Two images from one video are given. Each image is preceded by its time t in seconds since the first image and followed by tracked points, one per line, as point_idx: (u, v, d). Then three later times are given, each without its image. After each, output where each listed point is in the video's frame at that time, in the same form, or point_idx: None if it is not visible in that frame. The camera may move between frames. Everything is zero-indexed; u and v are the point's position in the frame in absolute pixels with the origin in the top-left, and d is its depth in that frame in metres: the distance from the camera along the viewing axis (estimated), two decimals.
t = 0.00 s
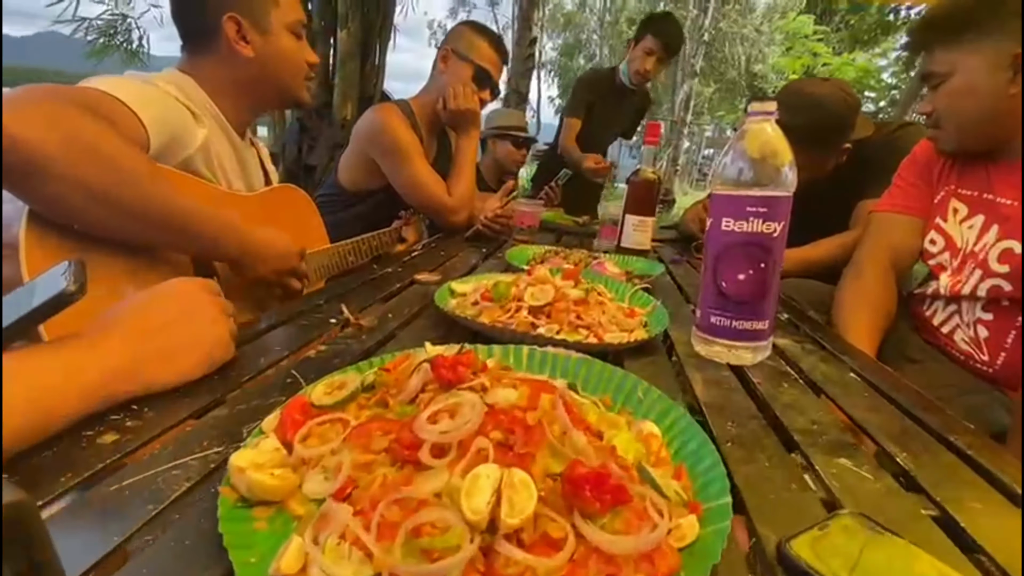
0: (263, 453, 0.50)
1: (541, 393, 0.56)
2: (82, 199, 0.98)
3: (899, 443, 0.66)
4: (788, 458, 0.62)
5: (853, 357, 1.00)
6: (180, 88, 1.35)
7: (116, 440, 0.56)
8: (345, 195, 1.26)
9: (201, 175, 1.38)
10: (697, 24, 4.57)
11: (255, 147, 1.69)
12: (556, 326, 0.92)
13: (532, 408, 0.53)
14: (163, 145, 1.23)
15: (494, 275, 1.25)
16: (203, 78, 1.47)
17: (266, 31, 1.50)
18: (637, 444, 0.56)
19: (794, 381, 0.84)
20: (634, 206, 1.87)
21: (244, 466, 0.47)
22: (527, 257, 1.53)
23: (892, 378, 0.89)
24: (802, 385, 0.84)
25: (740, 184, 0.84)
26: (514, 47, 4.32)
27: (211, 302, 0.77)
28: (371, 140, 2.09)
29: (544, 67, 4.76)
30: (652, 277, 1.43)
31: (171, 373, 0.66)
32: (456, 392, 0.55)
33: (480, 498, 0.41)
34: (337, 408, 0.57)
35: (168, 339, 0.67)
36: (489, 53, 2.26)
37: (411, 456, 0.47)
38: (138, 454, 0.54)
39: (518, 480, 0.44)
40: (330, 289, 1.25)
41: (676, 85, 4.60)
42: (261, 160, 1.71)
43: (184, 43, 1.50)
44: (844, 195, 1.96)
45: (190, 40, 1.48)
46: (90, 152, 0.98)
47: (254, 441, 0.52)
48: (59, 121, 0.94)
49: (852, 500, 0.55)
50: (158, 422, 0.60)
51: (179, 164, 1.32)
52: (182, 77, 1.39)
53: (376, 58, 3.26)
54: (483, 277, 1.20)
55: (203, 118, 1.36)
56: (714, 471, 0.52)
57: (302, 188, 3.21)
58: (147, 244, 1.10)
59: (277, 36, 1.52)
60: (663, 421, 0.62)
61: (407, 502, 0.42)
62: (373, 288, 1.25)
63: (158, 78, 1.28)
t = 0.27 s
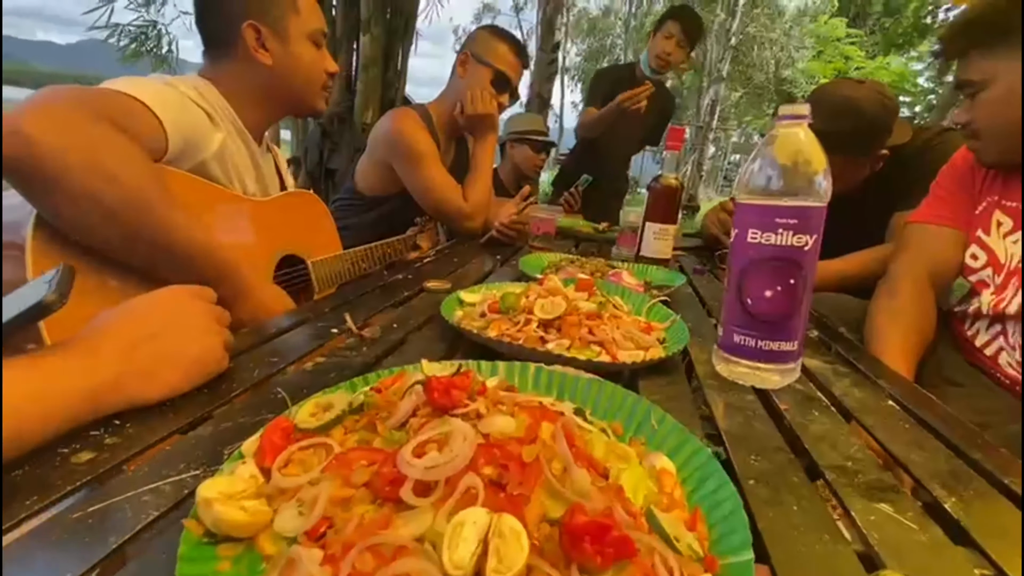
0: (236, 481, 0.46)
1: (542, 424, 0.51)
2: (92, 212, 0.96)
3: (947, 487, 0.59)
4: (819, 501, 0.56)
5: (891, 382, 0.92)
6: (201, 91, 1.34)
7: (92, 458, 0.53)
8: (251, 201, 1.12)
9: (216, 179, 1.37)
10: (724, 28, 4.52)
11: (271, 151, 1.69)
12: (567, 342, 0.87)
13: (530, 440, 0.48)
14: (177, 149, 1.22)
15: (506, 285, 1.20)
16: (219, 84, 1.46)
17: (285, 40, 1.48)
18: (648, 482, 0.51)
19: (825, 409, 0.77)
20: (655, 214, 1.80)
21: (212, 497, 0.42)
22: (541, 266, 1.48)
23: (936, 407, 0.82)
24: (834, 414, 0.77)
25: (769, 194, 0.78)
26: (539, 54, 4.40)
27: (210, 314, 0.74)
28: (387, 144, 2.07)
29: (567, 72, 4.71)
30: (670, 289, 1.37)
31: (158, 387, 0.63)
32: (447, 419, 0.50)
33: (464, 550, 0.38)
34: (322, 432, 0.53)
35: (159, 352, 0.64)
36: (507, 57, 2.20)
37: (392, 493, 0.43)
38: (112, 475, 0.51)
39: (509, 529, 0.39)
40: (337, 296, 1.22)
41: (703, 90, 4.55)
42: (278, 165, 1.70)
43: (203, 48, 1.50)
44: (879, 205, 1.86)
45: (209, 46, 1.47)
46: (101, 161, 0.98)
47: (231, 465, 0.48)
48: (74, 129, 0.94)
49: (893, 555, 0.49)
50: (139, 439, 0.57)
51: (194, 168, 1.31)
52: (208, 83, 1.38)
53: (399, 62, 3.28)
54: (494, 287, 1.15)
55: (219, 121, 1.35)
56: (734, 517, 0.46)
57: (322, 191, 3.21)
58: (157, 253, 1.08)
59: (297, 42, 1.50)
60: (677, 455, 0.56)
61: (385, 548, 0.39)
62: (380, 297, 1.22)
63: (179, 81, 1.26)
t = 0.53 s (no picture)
0: (210, 518, 0.42)
1: (549, 462, 0.47)
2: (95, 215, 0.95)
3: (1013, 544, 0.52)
4: (864, 555, 0.49)
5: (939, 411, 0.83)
6: (214, 93, 1.33)
7: (66, 482, 0.49)
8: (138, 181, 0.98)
9: (227, 182, 1.35)
10: (751, 30, 4.36)
11: (286, 155, 1.67)
12: (581, 360, 0.81)
13: (534, 484, 0.44)
14: (187, 153, 1.21)
15: (519, 296, 1.15)
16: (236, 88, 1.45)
17: (302, 44, 1.47)
18: (668, 530, 0.46)
19: (865, 444, 0.70)
20: (679, 222, 1.72)
21: (180, 539, 0.39)
22: (557, 275, 1.43)
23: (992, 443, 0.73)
24: (876, 449, 0.69)
25: (805, 204, 0.71)
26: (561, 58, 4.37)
27: (204, 326, 0.71)
28: (405, 149, 2.05)
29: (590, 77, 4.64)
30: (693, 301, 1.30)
31: (142, 404, 0.60)
32: (444, 453, 0.45)
33: None
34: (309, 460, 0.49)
35: (147, 366, 0.61)
36: (529, 61, 2.18)
37: (376, 541, 0.40)
38: (84, 502, 0.47)
39: None
40: (346, 304, 1.19)
41: (728, 94, 4.41)
42: (292, 168, 1.69)
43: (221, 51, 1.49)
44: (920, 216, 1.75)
45: (226, 50, 1.46)
46: (107, 165, 0.96)
47: (206, 498, 0.44)
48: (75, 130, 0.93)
49: None
50: (119, 461, 0.53)
51: (205, 172, 1.30)
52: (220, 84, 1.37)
53: (421, 66, 3.27)
54: (506, 298, 1.10)
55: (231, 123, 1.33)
56: None
57: (341, 195, 3.21)
58: (164, 257, 1.07)
59: (312, 46, 1.49)
60: (699, 498, 0.50)
61: None
62: (390, 306, 1.18)
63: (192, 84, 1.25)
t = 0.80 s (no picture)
0: (195, 548, 0.39)
1: (564, 495, 0.44)
2: (104, 214, 0.94)
3: None
4: None
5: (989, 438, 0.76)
6: (230, 95, 1.33)
7: (53, 499, 0.47)
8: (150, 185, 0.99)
9: (240, 184, 1.35)
10: (778, 34, 4.23)
11: (303, 158, 1.66)
12: (599, 375, 0.76)
13: (547, 523, 0.41)
14: (200, 154, 1.20)
15: (534, 304, 1.11)
16: (252, 90, 1.45)
17: (317, 46, 1.46)
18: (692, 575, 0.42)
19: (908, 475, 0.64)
20: (703, 230, 1.66)
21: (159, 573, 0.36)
22: (575, 283, 1.38)
23: None
24: (921, 480, 0.63)
25: (845, 213, 0.65)
26: (581, 62, 4.35)
27: (206, 332, 0.68)
28: (422, 152, 2.03)
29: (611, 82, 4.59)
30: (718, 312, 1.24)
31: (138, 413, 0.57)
32: (448, 485, 0.42)
33: None
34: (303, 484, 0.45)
35: (145, 374, 0.59)
36: (549, 64, 2.15)
37: None
38: (69, 521, 0.45)
39: None
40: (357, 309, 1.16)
41: (752, 99, 4.31)
42: (308, 171, 1.68)
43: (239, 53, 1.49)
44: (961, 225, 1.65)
45: (244, 52, 1.47)
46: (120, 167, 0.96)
47: (194, 523, 0.41)
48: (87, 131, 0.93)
49: None
50: (111, 476, 0.51)
51: (218, 173, 1.29)
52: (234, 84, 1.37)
53: (441, 71, 3.27)
54: (521, 306, 1.06)
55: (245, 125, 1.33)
56: None
57: (359, 198, 3.21)
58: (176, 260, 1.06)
59: (327, 49, 1.48)
60: (727, 538, 0.46)
61: None
62: (401, 312, 1.15)
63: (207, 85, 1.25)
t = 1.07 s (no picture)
0: None
1: (585, 527, 0.41)
2: (120, 209, 0.93)
3: None
4: None
5: None
6: (248, 96, 1.32)
7: (45, 512, 0.45)
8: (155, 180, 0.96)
9: (259, 185, 1.33)
10: (800, 38, 4.09)
11: (320, 160, 1.65)
12: (620, 389, 0.72)
13: (569, 561, 0.38)
14: (217, 154, 1.19)
15: (552, 312, 1.07)
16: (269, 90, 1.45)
17: (332, 44, 1.46)
18: None
19: (960, 508, 0.59)
20: (726, 235, 1.61)
21: None
22: (593, 289, 1.35)
23: None
24: (974, 513, 0.58)
25: (886, 223, 0.59)
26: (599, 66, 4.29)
27: (213, 337, 0.66)
28: (439, 155, 2.01)
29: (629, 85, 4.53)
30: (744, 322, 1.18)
31: (139, 421, 0.55)
32: (458, 514, 0.39)
33: None
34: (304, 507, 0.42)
35: (149, 379, 0.57)
36: (568, 65, 2.13)
37: None
38: (60, 536, 0.43)
39: None
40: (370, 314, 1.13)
41: (773, 103, 4.25)
42: (326, 175, 1.67)
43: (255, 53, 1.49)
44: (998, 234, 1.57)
45: (261, 52, 1.46)
46: (137, 165, 0.95)
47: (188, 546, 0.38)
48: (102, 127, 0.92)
49: None
50: (108, 488, 0.49)
51: (237, 173, 1.28)
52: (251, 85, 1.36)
53: (459, 73, 3.25)
54: (538, 314, 1.02)
55: (264, 125, 1.32)
56: None
57: (377, 201, 3.21)
58: (189, 260, 1.05)
59: (342, 48, 1.47)
60: None
61: None
62: (414, 317, 1.12)
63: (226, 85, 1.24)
